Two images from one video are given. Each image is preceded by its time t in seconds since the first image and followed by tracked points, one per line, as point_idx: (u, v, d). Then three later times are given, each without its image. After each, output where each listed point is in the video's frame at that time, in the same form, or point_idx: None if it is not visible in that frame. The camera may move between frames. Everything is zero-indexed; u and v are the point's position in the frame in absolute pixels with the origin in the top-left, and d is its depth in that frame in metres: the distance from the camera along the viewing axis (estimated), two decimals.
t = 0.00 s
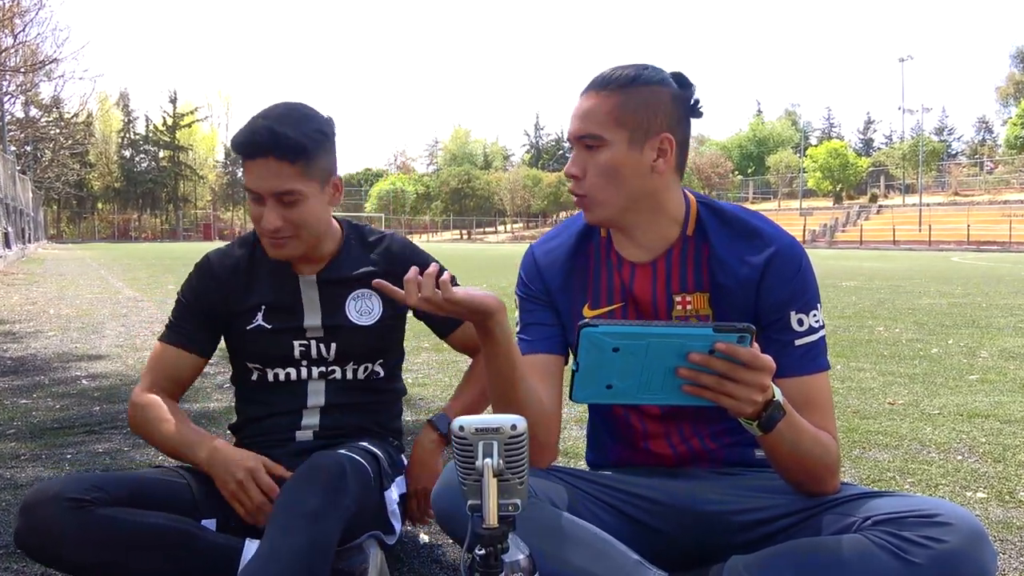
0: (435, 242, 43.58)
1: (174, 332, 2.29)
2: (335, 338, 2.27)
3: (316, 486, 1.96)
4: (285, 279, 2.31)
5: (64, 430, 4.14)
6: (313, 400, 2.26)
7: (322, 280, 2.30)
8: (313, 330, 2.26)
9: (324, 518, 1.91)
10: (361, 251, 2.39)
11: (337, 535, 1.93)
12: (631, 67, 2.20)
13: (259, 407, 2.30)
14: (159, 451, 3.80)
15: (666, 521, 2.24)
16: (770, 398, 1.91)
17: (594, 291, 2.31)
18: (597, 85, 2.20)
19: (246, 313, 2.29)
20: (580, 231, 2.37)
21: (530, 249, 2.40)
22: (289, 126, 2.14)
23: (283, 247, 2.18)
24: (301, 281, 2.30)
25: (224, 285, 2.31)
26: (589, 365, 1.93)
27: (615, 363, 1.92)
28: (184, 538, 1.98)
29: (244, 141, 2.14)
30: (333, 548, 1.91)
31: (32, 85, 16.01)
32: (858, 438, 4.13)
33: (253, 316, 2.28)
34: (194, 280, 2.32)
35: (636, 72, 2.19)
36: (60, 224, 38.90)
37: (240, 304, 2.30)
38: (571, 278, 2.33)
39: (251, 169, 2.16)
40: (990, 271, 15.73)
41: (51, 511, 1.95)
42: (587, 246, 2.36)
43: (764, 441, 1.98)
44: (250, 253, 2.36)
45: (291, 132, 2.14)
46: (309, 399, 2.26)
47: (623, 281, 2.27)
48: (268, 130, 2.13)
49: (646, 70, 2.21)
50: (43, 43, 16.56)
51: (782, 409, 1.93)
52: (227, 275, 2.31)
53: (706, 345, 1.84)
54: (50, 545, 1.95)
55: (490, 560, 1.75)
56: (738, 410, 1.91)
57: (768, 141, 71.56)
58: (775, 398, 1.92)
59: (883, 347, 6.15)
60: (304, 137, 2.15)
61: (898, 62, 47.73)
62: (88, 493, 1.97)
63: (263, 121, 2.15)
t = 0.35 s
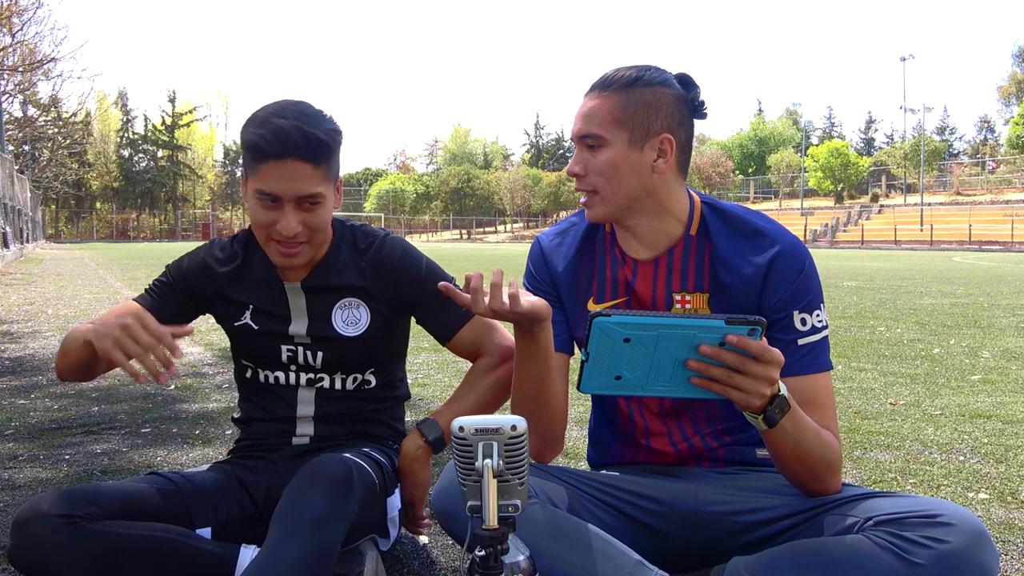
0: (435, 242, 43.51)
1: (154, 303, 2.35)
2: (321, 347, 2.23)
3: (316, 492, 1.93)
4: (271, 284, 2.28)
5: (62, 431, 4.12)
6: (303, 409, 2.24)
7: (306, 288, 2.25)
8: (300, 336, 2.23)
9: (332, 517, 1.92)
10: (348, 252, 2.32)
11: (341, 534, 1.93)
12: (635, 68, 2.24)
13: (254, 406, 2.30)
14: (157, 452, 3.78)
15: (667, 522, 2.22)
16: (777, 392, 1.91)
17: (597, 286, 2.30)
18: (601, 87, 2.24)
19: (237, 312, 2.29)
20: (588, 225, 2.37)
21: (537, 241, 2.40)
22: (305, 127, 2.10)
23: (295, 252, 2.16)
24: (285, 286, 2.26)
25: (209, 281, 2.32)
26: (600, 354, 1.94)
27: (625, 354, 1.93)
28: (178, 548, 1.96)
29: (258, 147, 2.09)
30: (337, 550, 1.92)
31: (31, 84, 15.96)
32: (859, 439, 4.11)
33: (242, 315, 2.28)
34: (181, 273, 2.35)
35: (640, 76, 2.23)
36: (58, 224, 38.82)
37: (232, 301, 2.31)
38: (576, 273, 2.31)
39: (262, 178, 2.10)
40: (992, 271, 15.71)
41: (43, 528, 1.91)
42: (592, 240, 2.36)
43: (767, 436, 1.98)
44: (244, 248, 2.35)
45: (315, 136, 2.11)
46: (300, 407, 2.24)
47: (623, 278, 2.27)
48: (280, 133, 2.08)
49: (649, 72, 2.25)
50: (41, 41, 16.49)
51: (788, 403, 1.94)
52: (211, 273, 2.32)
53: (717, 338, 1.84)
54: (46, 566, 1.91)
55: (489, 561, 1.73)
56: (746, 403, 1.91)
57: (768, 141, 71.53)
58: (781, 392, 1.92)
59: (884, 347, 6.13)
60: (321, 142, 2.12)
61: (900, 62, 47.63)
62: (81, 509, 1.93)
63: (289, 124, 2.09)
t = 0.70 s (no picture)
0: (435, 242, 43.40)
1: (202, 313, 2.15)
2: (357, 362, 2.23)
3: (315, 502, 1.97)
4: (318, 291, 2.25)
5: (60, 431, 4.09)
6: (320, 420, 2.23)
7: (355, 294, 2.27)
8: (340, 351, 2.22)
9: (329, 531, 1.94)
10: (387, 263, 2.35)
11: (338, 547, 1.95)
12: (633, 69, 2.22)
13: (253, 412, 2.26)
14: (155, 452, 3.76)
15: (668, 523, 2.20)
16: (785, 391, 1.90)
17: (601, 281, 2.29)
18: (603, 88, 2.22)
19: (274, 318, 2.21)
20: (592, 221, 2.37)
21: (547, 227, 2.41)
22: (408, 110, 2.26)
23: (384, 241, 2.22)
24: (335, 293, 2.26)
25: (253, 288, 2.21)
26: (610, 353, 1.92)
27: (635, 353, 1.90)
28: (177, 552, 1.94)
29: (371, 123, 2.17)
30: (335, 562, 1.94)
31: (29, 83, 15.90)
32: (861, 440, 4.09)
33: (280, 321, 2.21)
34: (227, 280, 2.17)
35: (645, 78, 2.20)
36: (56, 224, 38.72)
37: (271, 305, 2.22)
38: (582, 268, 2.32)
39: (375, 158, 2.18)
40: (994, 271, 15.66)
41: (40, 531, 1.89)
42: (597, 234, 2.35)
43: (774, 436, 1.96)
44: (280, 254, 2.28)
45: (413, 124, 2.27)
46: (317, 419, 2.23)
47: (627, 275, 2.25)
48: (390, 112, 2.21)
49: (648, 72, 2.22)
50: (39, 40, 16.41)
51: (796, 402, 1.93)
52: (257, 277, 2.22)
53: (729, 336, 1.83)
54: (42, 570, 1.90)
55: (489, 562, 1.71)
56: (755, 403, 1.89)
57: (769, 141, 71.43)
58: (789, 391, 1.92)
59: (886, 348, 6.11)
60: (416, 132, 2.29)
61: (902, 61, 47.53)
62: (78, 512, 1.92)
63: (389, 102, 2.23)
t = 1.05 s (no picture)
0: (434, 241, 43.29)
1: (230, 302, 2.16)
2: (380, 366, 2.29)
3: (320, 504, 2.03)
4: (350, 285, 2.31)
5: (58, 432, 4.08)
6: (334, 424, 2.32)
7: (392, 289, 2.33)
8: (364, 353, 2.27)
9: (332, 535, 2.00)
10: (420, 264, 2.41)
11: (344, 548, 2.03)
12: (639, 70, 2.20)
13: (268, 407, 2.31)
14: (154, 453, 3.74)
15: (667, 523, 2.18)
16: (786, 395, 1.89)
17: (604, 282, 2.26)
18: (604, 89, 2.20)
19: (303, 312, 2.27)
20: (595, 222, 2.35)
21: (548, 228, 2.37)
22: (462, 103, 2.33)
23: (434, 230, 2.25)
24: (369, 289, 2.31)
25: (287, 282, 2.27)
26: (611, 359, 1.88)
27: (635, 359, 1.87)
28: (183, 535, 2.01)
29: (425, 111, 2.25)
30: (337, 564, 1.99)
31: (26, 81, 15.84)
32: (862, 440, 4.07)
33: (309, 316, 2.27)
34: (264, 275, 2.22)
35: (649, 80, 2.18)
36: (54, 223, 38.61)
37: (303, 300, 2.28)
38: (588, 271, 2.28)
39: (427, 146, 2.24)
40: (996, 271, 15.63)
41: (49, 503, 1.95)
42: (600, 236, 2.32)
43: (774, 439, 1.94)
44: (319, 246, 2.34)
45: (465, 117, 2.34)
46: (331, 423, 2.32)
47: (631, 277, 2.24)
48: (442, 103, 2.29)
49: (656, 76, 2.20)
50: (37, 39, 16.35)
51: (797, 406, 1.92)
52: (294, 271, 2.28)
53: (730, 341, 1.81)
54: (48, 540, 1.96)
55: (489, 563, 1.70)
56: (756, 407, 1.88)
57: (769, 140, 71.35)
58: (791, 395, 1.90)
59: (887, 348, 6.09)
60: (466, 126, 2.36)
61: (903, 60, 47.47)
62: (89, 487, 1.98)
63: (442, 93, 2.31)
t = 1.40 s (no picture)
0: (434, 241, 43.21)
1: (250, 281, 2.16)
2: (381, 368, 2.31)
3: (319, 505, 2.02)
4: (354, 284, 2.33)
5: (56, 432, 4.06)
6: (333, 426, 2.33)
7: (393, 291, 2.36)
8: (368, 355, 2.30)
9: (331, 536, 1.98)
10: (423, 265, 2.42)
11: (342, 549, 2.01)
12: (639, 70, 2.17)
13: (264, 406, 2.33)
14: (152, 453, 3.72)
15: (668, 524, 2.16)
16: (786, 395, 1.87)
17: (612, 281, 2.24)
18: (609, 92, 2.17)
19: (317, 305, 2.31)
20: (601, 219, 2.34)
21: (557, 223, 2.36)
22: (462, 107, 2.31)
23: (435, 236, 2.23)
24: (369, 290, 2.34)
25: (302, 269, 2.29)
26: (610, 359, 1.85)
27: (635, 358, 1.84)
28: (178, 543, 1.99)
29: (425, 117, 2.22)
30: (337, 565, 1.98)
31: (24, 80, 15.81)
32: (863, 441, 4.05)
33: (321, 308, 2.31)
34: (286, 250, 2.26)
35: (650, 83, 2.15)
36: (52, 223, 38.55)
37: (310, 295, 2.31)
38: (596, 269, 2.27)
39: (428, 150, 2.21)
40: (999, 271, 15.59)
41: (44, 514, 1.95)
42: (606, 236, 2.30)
43: (774, 439, 1.92)
44: (331, 241, 2.35)
45: (467, 120, 2.32)
46: (332, 423, 2.33)
47: (639, 276, 2.23)
48: (443, 106, 2.26)
49: (658, 79, 2.16)
50: (35, 38, 16.32)
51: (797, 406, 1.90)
52: (307, 261, 2.30)
53: (728, 339, 1.79)
54: (43, 554, 1.95)
55: (489, 565, 1.71)
56: (756, 406, 1.86)
57: (770, 139, 71.28)
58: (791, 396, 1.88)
59: (889, 349, 6.07)
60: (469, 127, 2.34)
61: (906, 59, 47.39)
62: (82, 498, 1.97)
63: (442, 97, 2.28)
